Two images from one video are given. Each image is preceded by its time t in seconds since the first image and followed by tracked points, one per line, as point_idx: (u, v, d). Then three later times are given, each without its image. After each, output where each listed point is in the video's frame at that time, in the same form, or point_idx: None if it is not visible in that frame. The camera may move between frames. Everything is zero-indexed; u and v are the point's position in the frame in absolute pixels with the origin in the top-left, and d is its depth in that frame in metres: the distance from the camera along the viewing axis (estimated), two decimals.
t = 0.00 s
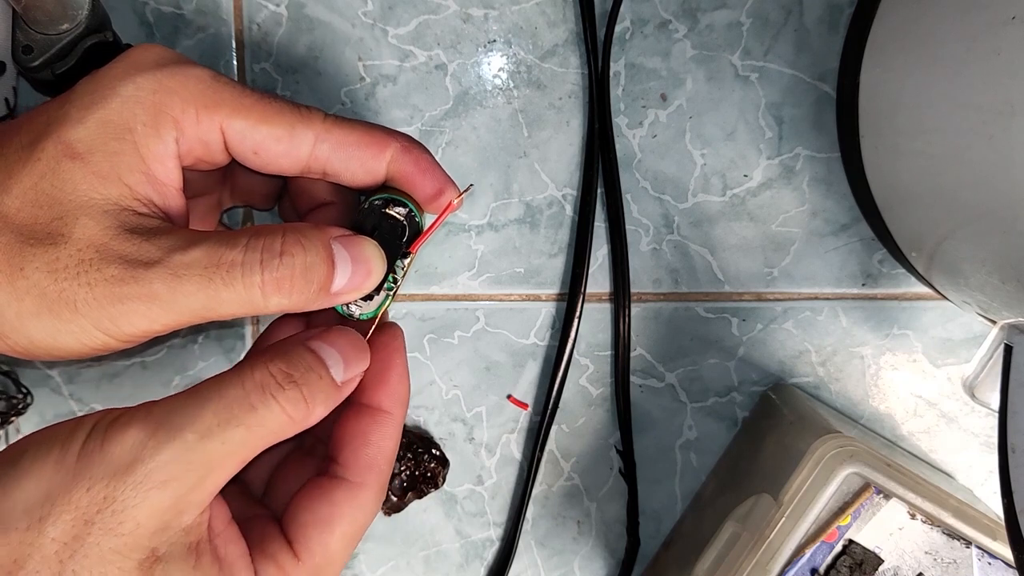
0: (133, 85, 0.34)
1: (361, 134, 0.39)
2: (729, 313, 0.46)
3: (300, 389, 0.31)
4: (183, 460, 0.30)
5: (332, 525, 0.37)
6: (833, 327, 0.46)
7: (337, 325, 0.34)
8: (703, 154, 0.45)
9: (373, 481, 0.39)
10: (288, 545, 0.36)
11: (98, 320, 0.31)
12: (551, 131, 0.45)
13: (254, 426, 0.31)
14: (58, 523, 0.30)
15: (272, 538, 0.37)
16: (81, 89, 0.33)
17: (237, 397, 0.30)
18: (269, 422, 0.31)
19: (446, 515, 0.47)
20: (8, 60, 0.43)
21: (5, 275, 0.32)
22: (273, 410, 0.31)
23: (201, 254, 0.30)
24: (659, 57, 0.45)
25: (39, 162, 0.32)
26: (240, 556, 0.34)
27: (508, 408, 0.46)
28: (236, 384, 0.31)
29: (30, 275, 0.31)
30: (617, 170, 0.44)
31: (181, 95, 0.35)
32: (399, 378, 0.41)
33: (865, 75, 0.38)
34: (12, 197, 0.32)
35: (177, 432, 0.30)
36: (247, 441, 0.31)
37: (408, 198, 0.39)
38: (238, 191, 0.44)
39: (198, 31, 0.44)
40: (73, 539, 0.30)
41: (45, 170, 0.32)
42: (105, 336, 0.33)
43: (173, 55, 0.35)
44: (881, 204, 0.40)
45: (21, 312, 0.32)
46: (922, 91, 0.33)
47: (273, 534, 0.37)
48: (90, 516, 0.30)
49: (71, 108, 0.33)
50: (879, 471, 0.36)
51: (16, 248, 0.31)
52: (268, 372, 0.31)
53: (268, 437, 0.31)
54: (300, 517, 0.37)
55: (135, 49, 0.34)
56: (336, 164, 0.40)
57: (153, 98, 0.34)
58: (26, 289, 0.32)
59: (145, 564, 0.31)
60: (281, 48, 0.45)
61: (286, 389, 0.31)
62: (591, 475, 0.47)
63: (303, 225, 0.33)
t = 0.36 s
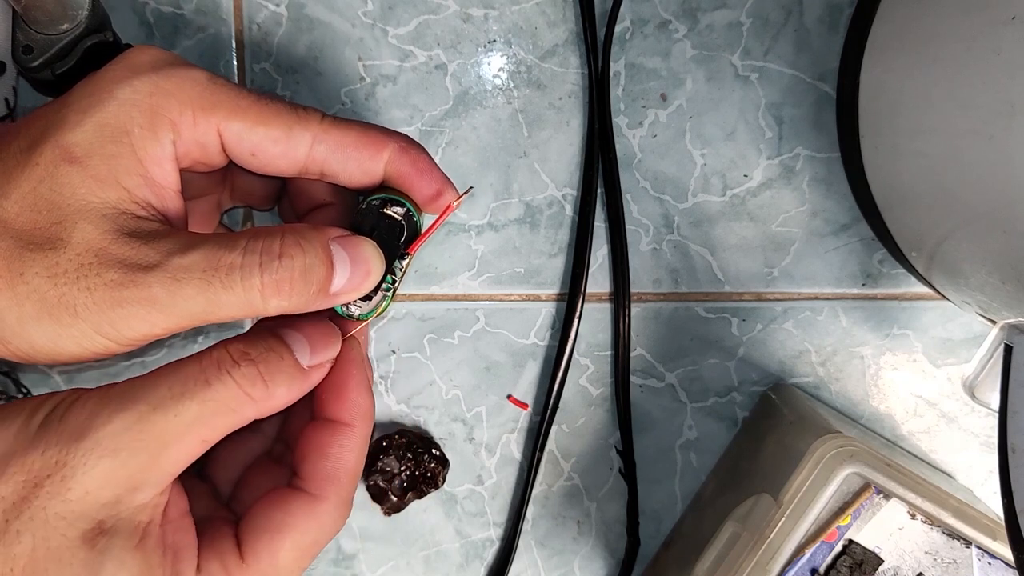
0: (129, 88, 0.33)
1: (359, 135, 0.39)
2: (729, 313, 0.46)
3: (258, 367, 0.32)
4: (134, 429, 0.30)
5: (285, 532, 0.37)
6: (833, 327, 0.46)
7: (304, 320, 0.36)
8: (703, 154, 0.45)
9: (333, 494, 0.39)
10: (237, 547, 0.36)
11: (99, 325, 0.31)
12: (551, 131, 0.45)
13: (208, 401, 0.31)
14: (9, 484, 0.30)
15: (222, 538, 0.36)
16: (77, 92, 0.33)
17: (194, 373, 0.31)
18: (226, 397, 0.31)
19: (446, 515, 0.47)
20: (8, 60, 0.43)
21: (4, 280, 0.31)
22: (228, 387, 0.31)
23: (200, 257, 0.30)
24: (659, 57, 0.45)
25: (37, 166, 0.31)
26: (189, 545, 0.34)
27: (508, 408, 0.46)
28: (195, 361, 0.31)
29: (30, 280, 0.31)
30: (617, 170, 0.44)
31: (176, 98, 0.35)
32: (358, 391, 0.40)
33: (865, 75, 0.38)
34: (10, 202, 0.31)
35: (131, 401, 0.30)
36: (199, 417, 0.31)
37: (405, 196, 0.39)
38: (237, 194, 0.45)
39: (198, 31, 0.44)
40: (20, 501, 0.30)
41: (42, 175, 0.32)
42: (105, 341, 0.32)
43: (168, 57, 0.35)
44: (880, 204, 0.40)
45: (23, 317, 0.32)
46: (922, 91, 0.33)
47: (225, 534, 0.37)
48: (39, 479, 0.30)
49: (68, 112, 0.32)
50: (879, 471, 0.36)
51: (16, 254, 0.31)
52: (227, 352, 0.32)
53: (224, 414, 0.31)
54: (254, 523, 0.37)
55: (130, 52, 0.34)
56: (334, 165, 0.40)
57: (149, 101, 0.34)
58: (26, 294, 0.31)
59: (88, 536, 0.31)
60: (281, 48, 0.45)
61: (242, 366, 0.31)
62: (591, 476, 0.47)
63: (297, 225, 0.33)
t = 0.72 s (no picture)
0: (126, 88, 0.33)
1: (356, 132, 0.39)
2: (729, 313, 0.46)
3: (250, 342, 0.33)
4: (123, 392, 0.30)
5: (262, 505, 0.36)
6: (833, 328, 0.46)
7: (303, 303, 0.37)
8: (703, 154, 0.45)
9: (313, 469, 0.38)
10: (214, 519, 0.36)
11: (98, 325, 0.31)
12: (551, 131, 0.45)
13: (199, 370, 0.31)
14: None
15: (201, 510, 0.36)
16: (75, 91, 0.32)
17: (187, 343, 0.32)
18: (220, 368, 0.32)
19: (446, 516, 0.47)
20: (8, 60, 0.43)
21: (4, 279, 0.30)
22: (220, 358, 0.32)
23: (200, 255, 0.30)
24: (658, 57, 0.45)
25: (34, 166, 0.31)
26: (170, 515, 0.34)
27: (508, 408, 0.46)
28: (190, 333, 0.32)
29: (30, 280, 0.30)
30: (617, 169, 0.44)
31: (174, 97, 0.35)
32: (346, 367, 0.41)
33: (865, 75, 0.38)
34: (8, 202, 0.31)
35: (124, 365, 0.31)
36: (189, 386, 0.31)
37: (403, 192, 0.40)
38: (236, 194, 0.45)
39: (198, 31, 0.44)
40: (5, 457, 0.30)
41: (40, 175, 0.31)
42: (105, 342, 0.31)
43: (166, 56, 0.35)
44: (880, 204, 0.40)
45: (23, 318, 0.31)
46: (922, 91, 0.33)
47: (203, 507, 0.36)
48: (27, 437, 0.30)
49: (65, 112, 0.32)
50: (879, 471, 0.36)
51: (15, 255, 0.31)
52: (221, 328, 0.33)
53: (216, 387, 0.32)
54: (233, 492, 0.36)
55: (127, 52, 0.34)
56: (331, 163, 0.40)
57: (147, 101, 0.34)
58: (25, 294, 0.31)
59: (70, 498, 0.30)
60: (281, 47, 0.45)
61: (235, 340, 0.33)
62: (591, 476, 0.47)
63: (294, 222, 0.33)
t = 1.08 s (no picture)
0: (122, 92, 0.33)
1: (351, 135, 0.39)
2: (729, 313, 0.46)
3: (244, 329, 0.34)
4: (120, 389, 0.31)
5: (265, 503, 0.36)
6: (833, 328, 0.46)
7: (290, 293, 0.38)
8: (703, 154, 0.45)
9: (314, 467, 0.38)
10: (216, 519, 0.35)
11: (96, 330, 0.31)
12: (551, 131, 0.45)
13: (195, 362, 0.32)
14: None
15: (203, 511, 0.36)
16: (71, 96, 0.33)
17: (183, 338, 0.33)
18: (216, 359, 0.33)
19: (446, 515, 0.47)
20: (8, 60, 0.43)
21: (3, 285, 0.31)
22: (215, 350, 0.33)
23: (197, 260, 0.30)
24: (659, 57, 0.45)
25: (32, 171, 0.31)
26: (173, 515, 0.34)
27: (508, 408, 0.46)
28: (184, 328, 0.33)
29: (29, 286, 0.31)
30: (617, 170, 0.44)
31: (170, 101, 0.34)
32: (342, 368, 0.41)
33: (865, 75, 0.38)
34: (5, 207, 0.31)
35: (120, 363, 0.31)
36: (185, 380, 0.32)
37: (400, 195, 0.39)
38: (233, 196, 0.45)
39: (198, 31, 0.44)
40: (10, 458, 0.30)
41: (38, 179, 0.31)
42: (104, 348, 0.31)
43: (161, 60, 0.35)
44: (881, 204, 0.40)
45: (23, 323, 0.31)
46: (922, 91, 0.33)
47: (206, 508, 0.36)
48: (29, 437, 0.30)
49: (61, 116, 0.32)
50: (879, 471, 0.36)
51: (15, 261, 0.31)
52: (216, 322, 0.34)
53: (212, 378, 0.33)
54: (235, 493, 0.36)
55: (123, 56, 0.34)
56: (326, 166, 0.40)
57: (142, 105, 0.34)
58: (25, 300, 0.31)
59: (74, 495, 0.31)
60: (280, 47, 0.45)
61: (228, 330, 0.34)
62: (591, 476, 0.47)
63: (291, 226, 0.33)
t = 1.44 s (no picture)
0: (119, 91, 0.33)
1: (349, 132, 0.39)
2: (729, 313, 0.46)
3: (256, 340, 0.33)
4: (126, 393, 0.30)
5: (278, 501, 0.35)
6: (833, 328, 0.46)
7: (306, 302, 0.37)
8: (703, 154, 0.45)
9: (330, 467, 0.37)
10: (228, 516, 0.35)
11: (97, 327, 0.31)
12: (551, 131, 0.45)
13: (204, 369, 0.32)
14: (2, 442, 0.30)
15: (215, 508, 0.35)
16: (68, 95, 0.32)
17: (192, 344, 0.32)
18: (224, 367, 0.32)
19: (446, 516, 0.47)
20: (8, 60, 0.43)
21: (3, 283, 0.31)
22: (225, 357, 0.32)
23: (197, 258, 0.30)
24: (659, 57, 0.45)
25: (30, 170, 0.31)
26: (180, 512, 0.34)
27: (508, 408, 0.46)
28: (194, 335, 0.32)
29: (28, 284, 0.31)
30: (617, 170, 0.44)
31: (167, 100, 0.34)
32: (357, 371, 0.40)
33: (865, 75, 0.38)
34: (4, 206, 0.31)
35: (128, 365, 0.31)
36: (193, 386, 0.31)
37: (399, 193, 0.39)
38: (231, 197, 0.45)
39: (198, 31, 0.44)
40: (12, 459, 0.30)
41: (35, 178, 0.31)
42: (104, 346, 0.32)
43: (157, 58, 0.35)
44: (880, 204, 0.40)
45: (22, 321, 0.31)
46: (922, 91, 0.33)
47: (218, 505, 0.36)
48: (32, 438, 0.30)
49: (58, 116, 0.32)
50: (879, 471, 0.36)
51: (15, 259, 0.31)
52: (226, 330, 0.33)
53: (219, 387, 0.32)
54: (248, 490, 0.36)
55: (117, 56, 0.34)
56: (323, 164, 0.40)
57: (140, 104, 0.34)
58: (24, 298, 0.31)
59: (75, 495, 0.30)
60: (280, 47, 0.45)
61: (239, 339, 0.33)
62: (591, 476, 0.47)
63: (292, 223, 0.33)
